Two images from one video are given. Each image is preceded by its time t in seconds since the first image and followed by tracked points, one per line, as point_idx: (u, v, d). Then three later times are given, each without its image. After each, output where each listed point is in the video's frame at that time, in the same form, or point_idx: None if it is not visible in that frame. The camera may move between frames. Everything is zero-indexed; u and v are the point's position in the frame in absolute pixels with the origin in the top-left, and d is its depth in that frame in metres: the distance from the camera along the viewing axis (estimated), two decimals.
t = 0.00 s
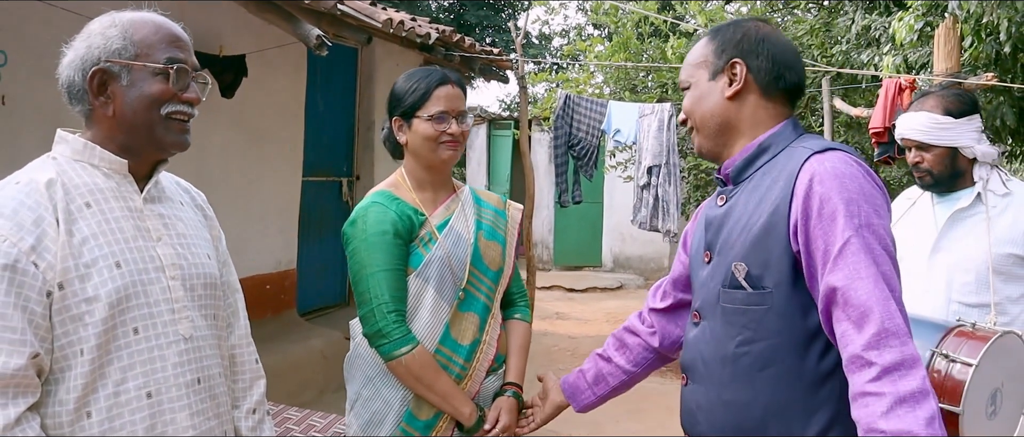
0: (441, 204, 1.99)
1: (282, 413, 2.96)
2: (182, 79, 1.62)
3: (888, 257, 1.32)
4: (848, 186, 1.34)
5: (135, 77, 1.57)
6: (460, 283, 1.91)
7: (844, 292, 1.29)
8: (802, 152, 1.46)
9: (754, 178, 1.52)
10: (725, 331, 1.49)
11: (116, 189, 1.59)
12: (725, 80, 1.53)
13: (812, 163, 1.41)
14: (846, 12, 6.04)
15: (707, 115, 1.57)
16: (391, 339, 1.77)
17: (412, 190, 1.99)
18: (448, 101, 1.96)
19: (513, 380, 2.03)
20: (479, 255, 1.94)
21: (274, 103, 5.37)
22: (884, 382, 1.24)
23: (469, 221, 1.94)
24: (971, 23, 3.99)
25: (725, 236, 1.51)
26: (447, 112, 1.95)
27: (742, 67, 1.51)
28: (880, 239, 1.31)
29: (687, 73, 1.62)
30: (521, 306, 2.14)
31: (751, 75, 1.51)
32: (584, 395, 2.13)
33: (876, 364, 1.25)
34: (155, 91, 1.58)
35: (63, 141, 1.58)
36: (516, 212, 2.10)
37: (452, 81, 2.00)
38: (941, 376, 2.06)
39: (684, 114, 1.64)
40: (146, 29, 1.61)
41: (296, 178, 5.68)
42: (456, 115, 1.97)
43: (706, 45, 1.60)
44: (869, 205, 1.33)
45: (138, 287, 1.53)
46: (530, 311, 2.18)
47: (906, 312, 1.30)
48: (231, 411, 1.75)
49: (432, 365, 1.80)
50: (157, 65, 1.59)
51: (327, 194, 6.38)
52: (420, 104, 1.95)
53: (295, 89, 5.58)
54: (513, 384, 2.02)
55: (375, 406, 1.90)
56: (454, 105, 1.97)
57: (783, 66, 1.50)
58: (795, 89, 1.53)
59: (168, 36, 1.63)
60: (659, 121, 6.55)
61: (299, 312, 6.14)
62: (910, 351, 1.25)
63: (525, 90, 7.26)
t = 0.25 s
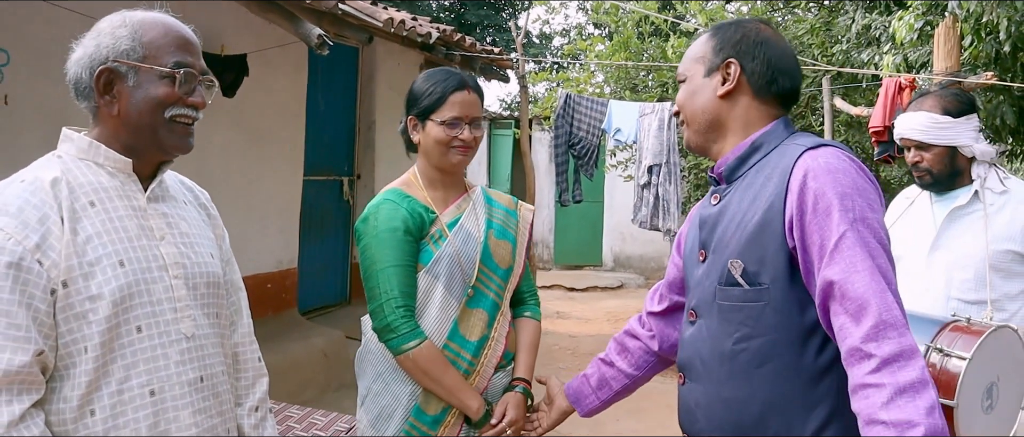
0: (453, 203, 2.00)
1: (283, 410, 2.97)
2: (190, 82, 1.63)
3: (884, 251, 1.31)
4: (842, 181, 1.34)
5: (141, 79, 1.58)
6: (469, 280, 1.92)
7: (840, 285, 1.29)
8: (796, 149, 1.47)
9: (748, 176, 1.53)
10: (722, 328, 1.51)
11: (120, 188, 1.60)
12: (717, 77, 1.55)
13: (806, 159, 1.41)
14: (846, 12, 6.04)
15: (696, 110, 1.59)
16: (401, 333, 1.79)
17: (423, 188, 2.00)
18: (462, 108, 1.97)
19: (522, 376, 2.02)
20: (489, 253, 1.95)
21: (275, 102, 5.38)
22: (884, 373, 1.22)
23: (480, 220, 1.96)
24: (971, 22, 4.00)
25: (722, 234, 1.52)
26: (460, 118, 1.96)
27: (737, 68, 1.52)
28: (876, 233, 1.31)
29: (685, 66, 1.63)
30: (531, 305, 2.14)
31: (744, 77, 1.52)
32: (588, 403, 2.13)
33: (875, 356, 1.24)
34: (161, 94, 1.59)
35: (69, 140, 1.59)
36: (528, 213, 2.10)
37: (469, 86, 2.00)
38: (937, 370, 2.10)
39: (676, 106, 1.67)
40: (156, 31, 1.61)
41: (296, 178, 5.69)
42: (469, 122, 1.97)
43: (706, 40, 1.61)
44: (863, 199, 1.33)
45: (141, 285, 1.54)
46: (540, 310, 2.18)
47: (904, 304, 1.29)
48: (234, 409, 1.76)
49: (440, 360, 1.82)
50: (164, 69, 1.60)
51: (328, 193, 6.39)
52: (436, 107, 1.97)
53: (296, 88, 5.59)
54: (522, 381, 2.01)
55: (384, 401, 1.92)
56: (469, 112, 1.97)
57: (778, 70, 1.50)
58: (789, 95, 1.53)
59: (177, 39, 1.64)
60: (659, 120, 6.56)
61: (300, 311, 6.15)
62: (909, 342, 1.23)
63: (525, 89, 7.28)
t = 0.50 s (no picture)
0: (467, 205, 2.04)
1: (285, 409, 2.99)
2: (197, 89, 1.63)
3: (883, 252, 1.32)
4: (841, 183, 1.34)
5: (148, 83, 1.59)
6: (476, 282, 1.96)
7: (841, 287, 1.29)
8: (796, 149, 1.47)
9: (748, 176, 1.54)
10: (721, 327, 1.52)
11: (127, 187, 1.61)
12: (716, 75, 1.57)
13: (806, 160, 1.42)
14: (845, 12, 6.06)
15: (697, 109, 1.61)
16: (401, 329, 1.83)
17: (439, 189, 2.05)
18: (474, 116, 1.97)
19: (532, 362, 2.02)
20: (498, 255, 1.99)
21: (277, 102, 5.40)
22: (886, 375, 1.22)
23: (491, 222, 2.00)
24: (969, 22, 4.02)
25: (721, 234, 1.53)
26: (471, 127, 1.97)
27: (736, 65, 1.54)
28: (875, 234, 1.31)
29: (684, 66, 1.65)
30: (547, 304, 2.14)
31: (744, 74, 1.54)
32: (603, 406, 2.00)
33: (877, 358, 1.23)
34: (166, 100, 1.60)
35: (76, 138, 1.61)
36: (543, 219, 2.14)
37: (482, 94, 2.00)
38: (935, 364, 2.12)
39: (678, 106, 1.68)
40: (166, 37, 1.62)
41: (297, 178, 5.71)
42: (480, 130, 1.98)
43: (705, 40, 1.62)
44: (862, 201, 1.33)
45: (146, 284, 1.56)
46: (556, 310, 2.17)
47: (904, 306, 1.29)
48: (238, 407, 1.78)
49: (435, 359, 1.84)
50: (172, 75, 1.60)
51: (329, 193, 6.41)
52: (448, 115, 1.99)
53: (296, 88, 5.60)
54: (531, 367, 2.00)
55: (389, 396, 1.96)
56: (481, 120, 1.98)
57: (777, 65, 1.51)
58: (790, 90, 1.54)
59: (188, 45, 1.64)
60: (659, 120, 6.55)
61: (301, 310, 6.17)
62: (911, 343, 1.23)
63: (526, 89, 7.29)
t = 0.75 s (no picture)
0: (477, 203, 2.05)
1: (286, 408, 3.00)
2: (205, 91, 1.63)
3: (888, 254, 1.32)
4: (849, 183, 1.35)
5: (156, 82, 1.60)
6: (483, 282, 1.98)
7: (847, 287, 1.29)
8: (804, 149, 1.47)
9: (754, 174, 1.54)
10: (724, 324, 1.52)
11: (136, 186, 1.63)
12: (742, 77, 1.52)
13: (814, 160, 1.42)
14: (846, 11, 6.07)
15: (717, 110, 1.56)
16: (403, 327, 1.85)
17: (449, 186, 2.06)
18: (479, 111, 1.98)
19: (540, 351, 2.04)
20: (506, 256, 2.00)
21: (278, 101, 5.41)
22: (893, 376, 1.22)
23: (502, 223, 2.02)
24: (969, 21, 4.02)
25: (726, 231, 1.54)
26: (477, 121, 1.98)
27: (761, 66, 1.51)
28: (881, 236, 1.32)
29: (694, 60, 1.58)
30: (558, 300, 2.16)
31: (769, 76, 1.51)
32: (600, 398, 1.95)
33: (884, 358, 1.23)
34: (173, 100, 1.60)
35: (87, 136, 1.62)
36: (555, 218, 2.17)
37: (488, 89, 2.01)
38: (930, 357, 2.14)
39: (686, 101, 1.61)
40: (176, 38, 1.62)
41: (297, 177, 5.72)
42: (487, 125, 1.99)
43: (720, 34, 1.55)
44: (869, 202, 1.33)
45: (155, 282, 1.57)
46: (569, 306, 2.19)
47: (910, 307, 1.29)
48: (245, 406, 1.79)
49: (434, 360, 1.85)
50: (179, 76, 1.61)
51: (330, 192, 6.42)
52: (453, 111, 2.01)
53: (297, 88, 5.61)
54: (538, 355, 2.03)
55: (391, 393, 1.98)
56: (486, 115, 1.98)
57: (797, 67, 1.52)
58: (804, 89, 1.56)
59: (197, 47, 1.64)
60: (660, 118, 6.57)
61: (302, 309, 6.18)
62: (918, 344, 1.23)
63: (526, 88, 7.30)
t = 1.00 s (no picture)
0: (479, 208, 2.07)
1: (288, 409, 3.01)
2: (212, 92, 1.64)
3: (901, 263, 1.32)
4: (864, 191, 1.35)
5: (164, 84, 1.61)
6: (483, 293, 1.99)
7: (861, 294, 1.29)
8: (818, 154, 1.47)
9: (761, 176, 1.55)
10: (728, 325, 1.54)
11: (150, 188, 1.64)
12: (766, 77, 1.51)
13: (828, 166, 1.42)
14: (846, 12, 6.08)
15: (739, 110, 1.53)
16: (399, 340, 1.88)
17: (449, 191, 2.08)
18: (477, 106, 2.00)
19: (548, 353, 2.05)
20: (507, 265, 2.02)
21: (279, 103, 5.43)
22: (906, 383, 1.21)
23: (504, 229, 2.04)
24: (969, 22, 4.03)
25: (732, 233, 1.55)
26: (475, 117, 2.00)
27: (786, 67, 1.50)
28: (893, 245, 1.32)
29: (711, 57, 1.52)
30: (563, 306, 2.16)
31: (791, 77, 1.52)
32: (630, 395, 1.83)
33: (898, 365, 1.23)
34: (179, 101, 1.61)
35: (102, 139, 1.65)
36: (562, 222, 2.17)
37: (486, 84, 2.03)
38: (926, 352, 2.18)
39: (701, 99, 1.56)
40: (185, 39, 1.64)
41: (298, 179, 5.73)
42: (484, 121, 2.00)
43: (738, 32, 1.51)
44: (884, 210, 1.33)
45: (167, 283, 1.58)
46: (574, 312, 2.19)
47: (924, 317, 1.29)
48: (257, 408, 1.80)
49: (427, 376, 1.88)
50: (185, 77, 1.62)
51: (332, 194, 6.43)
52: (451, 109, 2.04)
53: (298, 90, 5.62)
54: (547, 356, 2.04)
55: (388, 403, 2.01)
56: (484, 110, 2.00)
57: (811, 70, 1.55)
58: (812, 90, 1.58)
59: (205, 47, 1.66)
60: (660, 119, 6.53)
61: (304, 310, 6.19)
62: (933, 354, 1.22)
63: (527, 90, 7.32)
